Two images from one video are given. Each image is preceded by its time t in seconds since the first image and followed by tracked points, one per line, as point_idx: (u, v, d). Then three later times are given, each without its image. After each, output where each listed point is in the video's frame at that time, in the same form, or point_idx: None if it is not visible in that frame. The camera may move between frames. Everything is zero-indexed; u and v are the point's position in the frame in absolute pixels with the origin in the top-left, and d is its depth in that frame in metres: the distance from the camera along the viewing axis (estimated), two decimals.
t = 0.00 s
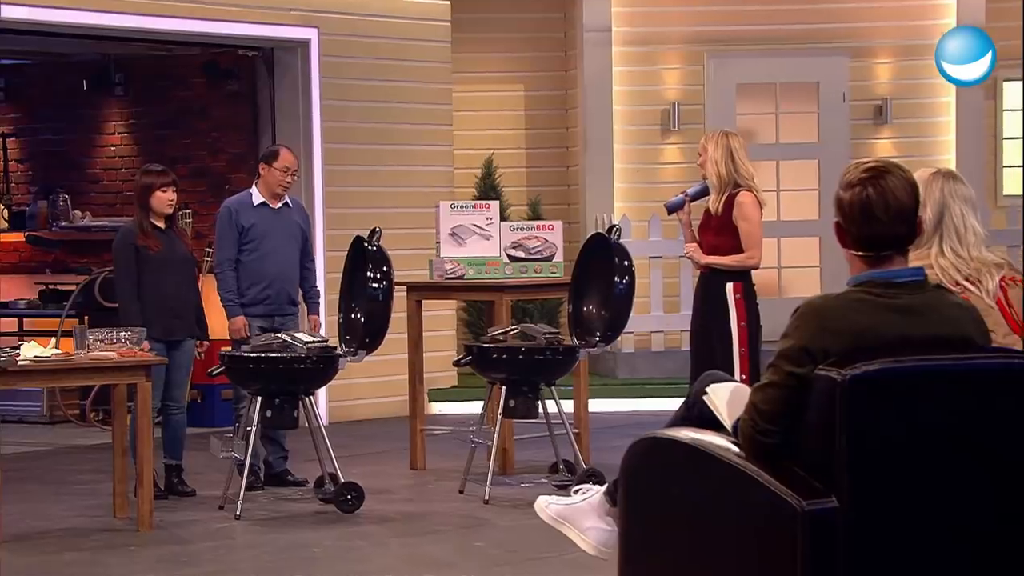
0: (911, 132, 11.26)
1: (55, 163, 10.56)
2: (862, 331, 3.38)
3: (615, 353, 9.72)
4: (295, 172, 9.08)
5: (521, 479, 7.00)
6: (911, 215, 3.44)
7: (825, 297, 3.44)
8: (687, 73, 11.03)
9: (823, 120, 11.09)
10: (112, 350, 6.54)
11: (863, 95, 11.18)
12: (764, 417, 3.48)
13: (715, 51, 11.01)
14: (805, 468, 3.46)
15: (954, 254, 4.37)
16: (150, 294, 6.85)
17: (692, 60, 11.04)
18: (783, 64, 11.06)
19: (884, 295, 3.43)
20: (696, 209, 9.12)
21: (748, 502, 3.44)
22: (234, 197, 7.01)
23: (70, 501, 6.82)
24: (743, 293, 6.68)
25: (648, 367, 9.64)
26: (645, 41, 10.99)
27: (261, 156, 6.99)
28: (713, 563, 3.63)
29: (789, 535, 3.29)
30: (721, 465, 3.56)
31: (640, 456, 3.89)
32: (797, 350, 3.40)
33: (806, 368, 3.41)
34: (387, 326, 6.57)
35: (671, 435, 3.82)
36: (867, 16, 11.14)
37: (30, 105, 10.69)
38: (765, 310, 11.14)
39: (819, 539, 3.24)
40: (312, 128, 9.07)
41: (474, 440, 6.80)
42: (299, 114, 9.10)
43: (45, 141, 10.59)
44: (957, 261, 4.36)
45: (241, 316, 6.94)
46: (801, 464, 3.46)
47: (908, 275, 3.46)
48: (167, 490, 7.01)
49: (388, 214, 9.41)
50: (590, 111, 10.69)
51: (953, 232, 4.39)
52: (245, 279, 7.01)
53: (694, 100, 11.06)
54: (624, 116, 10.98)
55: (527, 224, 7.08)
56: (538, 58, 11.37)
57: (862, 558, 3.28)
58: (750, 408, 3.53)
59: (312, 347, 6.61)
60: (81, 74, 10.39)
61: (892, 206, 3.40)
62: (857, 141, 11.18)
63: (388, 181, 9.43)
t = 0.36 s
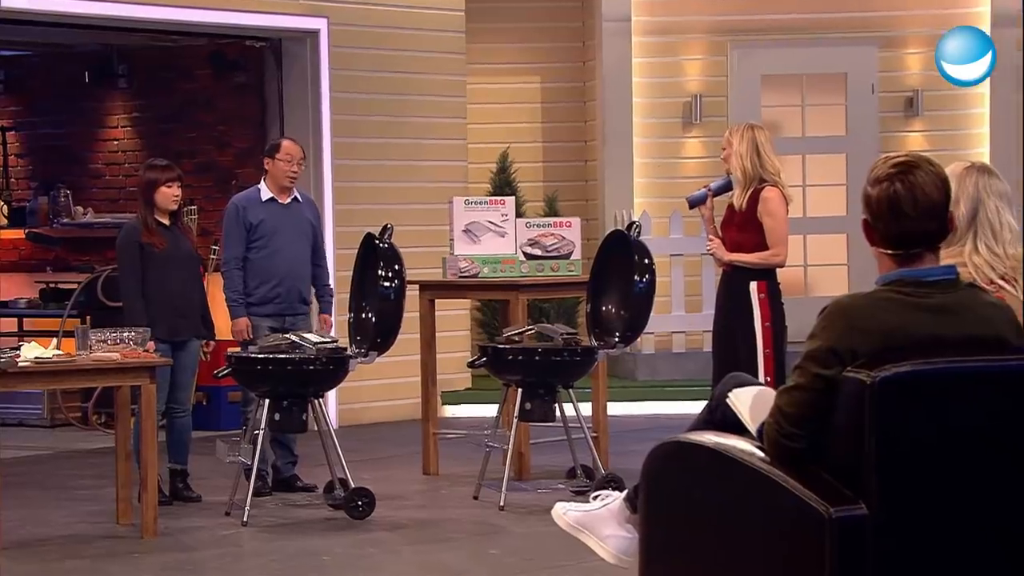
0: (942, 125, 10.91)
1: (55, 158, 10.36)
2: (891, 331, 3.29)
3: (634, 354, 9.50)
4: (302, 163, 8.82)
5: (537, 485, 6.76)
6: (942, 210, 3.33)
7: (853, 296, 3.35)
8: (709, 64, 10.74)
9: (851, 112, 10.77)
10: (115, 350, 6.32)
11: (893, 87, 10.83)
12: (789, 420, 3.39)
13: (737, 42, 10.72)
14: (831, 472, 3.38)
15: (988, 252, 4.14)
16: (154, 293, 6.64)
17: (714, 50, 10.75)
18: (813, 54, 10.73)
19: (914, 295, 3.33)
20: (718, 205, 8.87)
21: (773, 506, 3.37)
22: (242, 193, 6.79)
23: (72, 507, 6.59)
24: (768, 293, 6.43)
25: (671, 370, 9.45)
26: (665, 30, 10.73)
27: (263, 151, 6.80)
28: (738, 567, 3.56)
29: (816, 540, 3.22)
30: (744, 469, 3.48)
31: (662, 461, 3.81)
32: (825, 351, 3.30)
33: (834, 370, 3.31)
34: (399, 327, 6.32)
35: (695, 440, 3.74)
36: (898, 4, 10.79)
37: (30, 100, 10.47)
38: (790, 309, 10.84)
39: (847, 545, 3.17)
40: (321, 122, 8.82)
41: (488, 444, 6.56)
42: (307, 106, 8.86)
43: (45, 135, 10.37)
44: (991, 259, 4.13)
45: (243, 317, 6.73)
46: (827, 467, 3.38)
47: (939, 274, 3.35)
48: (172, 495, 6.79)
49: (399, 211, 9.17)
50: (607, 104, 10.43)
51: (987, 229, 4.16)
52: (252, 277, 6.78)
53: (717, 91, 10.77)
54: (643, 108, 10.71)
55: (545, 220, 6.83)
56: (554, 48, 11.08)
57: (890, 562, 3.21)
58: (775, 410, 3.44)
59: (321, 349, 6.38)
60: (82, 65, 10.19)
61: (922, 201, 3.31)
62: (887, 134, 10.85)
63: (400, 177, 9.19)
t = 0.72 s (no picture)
0: (975, 117, 10.57)
1: (56, 152, 10.06)
2: (924, 333, 3.21)
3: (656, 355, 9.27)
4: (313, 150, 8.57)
5: (556, 491, 6.52)
6: (977, 205, 3.24)
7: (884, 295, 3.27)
8: (734, 54, 10.40)
9: (883, 103, 10.43)
10: (119, 351, 6.10)
11: (924, 79, 10.52)
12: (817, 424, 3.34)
13: (763, 31, 10.38)
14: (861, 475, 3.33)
15: None
16: (159, 292, 6.42)
17: (739, 40, 10.40)
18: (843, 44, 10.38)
19: (947, 293, 3.25)
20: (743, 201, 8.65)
21: (800, 513, 3.31)
22: (249, 189, 6.57)
23: (74, 513, 6.36)
24: (795, 292, 6.17)
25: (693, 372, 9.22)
26: (688, 19, 10.38)
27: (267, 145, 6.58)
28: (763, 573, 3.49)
29: (845, 548, 3.17)
30: (770, 474, 3.41)
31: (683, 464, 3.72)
32: (855, 353, 3.23)
33: (864, 373, 3.24)
34: (412, 326, 6.07)
35: (719, 445, 3.64)
36: None
37: (30, 92, 10.16)
38: (819, 308, 10.48)
39: (877, 553, 3.13)
40: (332, 116, 8.59)
41: (505, 448, 6.32)
42: (317, 97, 8.62)
43: (46, 129, 10.08)
44: None
45: (257, 315, 6.49)
46: (855, 472, 3.33)
47: (974, 272, 3.26)
48: (177, 501, 6.56)
49: (412, 206, 8.94)
50: (629, 94, 10.11)
51: None
52: (262, 275, 6.57)
53: (741, 83, 10.41)
54: (663, 100, 10.37)
55: (563, 216, 6.62)
56: (571, 38, 10.70)
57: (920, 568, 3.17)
58: (802, 413, 3.39)
59: (332, 351, 6.15)
60: (84, 56, 9.86)
61: (958, 195, 3.21)
62: (920, 127, 10.53)
63: (413, 172, 8.95)
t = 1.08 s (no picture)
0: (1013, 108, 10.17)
1: (59, 146, 9.65)
2: (961, 334, 3.15)
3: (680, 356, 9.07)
4: (325, 145, 8.39)
5: (576, 498, 6.28)
6: (1018, 200, 3.18)
7: (922, 294, 3.21)
8: (762, 44, 9.99)
9: (916, 96, 10.01)
10: (123, 352, 5.87)
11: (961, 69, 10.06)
12: (850, 428, 3.27)
13: (794, 20, 9.97)
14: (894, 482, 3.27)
15: None
16: (163, 291, 6.19)
17: (768, 29, 10.00)
18: (876, 34, 9.99)
19: (987, 293, 3.18)
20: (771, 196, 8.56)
21: (830, 521, 3.24)
22: (259, 184, 6.34)
23: (75, 521, 6.13)
24: (825, 291, 5.87)
25: (718, 374, 8.98)
26: (713, 7, 9.97)
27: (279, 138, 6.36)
28: None
29: (877, 559, 3.10)
30: (800, 480, 3.34)
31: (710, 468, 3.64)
32: (890, 355, 3.18)
33: (900, 374, 3.19)
34: (427, 326, 5.83)
35: (747, 449, 3.55)
36: None
37: (31, 84, 9.75)
38: (851, 309, 10.07)
39: (911, 564, 3.06)
40: (344, 110, 8.37)
41: (523, 453, 6.08)
42: (328, 88, 8.39)
43: (47, 123, 9.67)
44: None
45: (265, 316, 6.27)
46: (888, 479, 3.27)
47: (1014, 271, 3.20)
48: (184, 507, 6.35)
49: (426, 202, 8.70)
50: (650, 88, 9.68)
51: None
52: (273, 273, 6.34)
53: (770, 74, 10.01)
54: (687, 92, 9.95)
55: (584, 212, 6.38)
56: (594, 27, 10.25)
57: None
58: (835, 417, 3.32)
59: (344, 351, 5.92)
60: (87, 46, 9.47)
61: (997, 191, 3.16)
62: (957, 119, 10.06)
63: (427, 167, 8.70)
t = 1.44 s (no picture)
0: None
1: (61, 139, 9.26)
2: (1002, 336, 3.04)
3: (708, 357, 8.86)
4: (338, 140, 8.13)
5: (599, 505, 6.03)
6: None
7: (960, 294, 3.09)
8: (793, 33, 9.60)
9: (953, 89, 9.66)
10: (129, 354, 5.62)
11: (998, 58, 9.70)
12: (885, 433, 3.13)
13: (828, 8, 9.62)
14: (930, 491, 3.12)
15: None
16: (170, 290, 5.97)
17: (799, 17, 9.62)
18: (916, 22, 9.64)
19: None
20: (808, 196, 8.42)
21: (863, 530, 3.08)
22: (270, 179, 6.11)
23: (79, 529, 5.90)
24: (859, 291, 5.60)
25: (747, 377, 8.76)
26: None
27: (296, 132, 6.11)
28: None
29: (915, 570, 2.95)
30: (833, 486, 3.18)
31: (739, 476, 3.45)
32: (927, 357, 3.04)
33: (937, 377, 3.05)
34: (445, 326, 5.59)
35: (778, 456, 3.36)
36: None
37: (33, 73, 9.35)
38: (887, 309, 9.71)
39: None
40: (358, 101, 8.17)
41: (544, 459, 5.83)
42: (341, 78, 8.16)
43: (51, 115, 9.28)
44: None
45: (274, 317, 6.04)
46: (927, 486, 3.12)
47: None
48: (192, 515, 6.12)
49: (443, 198, 8.45)
50: (675, 79, 9.40)
51: None
52: (283, 272, 6.11)
53: (801, 63, 9.61)
54: (715, 83, 9.59)
55: (607, 208, 6.13)
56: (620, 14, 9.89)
57: None
58: (868, 423, 3.17)
59: (358, 353, 5.70)
60: (90, 36, 9.08)
61: None
62: (997, 110, 9.69)
63: (443, 161, 8.46)
